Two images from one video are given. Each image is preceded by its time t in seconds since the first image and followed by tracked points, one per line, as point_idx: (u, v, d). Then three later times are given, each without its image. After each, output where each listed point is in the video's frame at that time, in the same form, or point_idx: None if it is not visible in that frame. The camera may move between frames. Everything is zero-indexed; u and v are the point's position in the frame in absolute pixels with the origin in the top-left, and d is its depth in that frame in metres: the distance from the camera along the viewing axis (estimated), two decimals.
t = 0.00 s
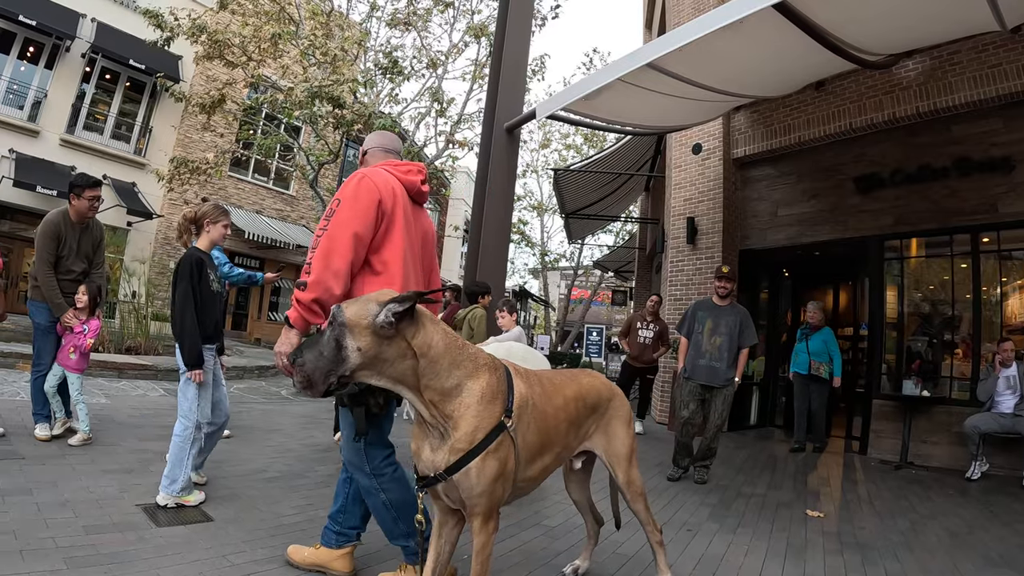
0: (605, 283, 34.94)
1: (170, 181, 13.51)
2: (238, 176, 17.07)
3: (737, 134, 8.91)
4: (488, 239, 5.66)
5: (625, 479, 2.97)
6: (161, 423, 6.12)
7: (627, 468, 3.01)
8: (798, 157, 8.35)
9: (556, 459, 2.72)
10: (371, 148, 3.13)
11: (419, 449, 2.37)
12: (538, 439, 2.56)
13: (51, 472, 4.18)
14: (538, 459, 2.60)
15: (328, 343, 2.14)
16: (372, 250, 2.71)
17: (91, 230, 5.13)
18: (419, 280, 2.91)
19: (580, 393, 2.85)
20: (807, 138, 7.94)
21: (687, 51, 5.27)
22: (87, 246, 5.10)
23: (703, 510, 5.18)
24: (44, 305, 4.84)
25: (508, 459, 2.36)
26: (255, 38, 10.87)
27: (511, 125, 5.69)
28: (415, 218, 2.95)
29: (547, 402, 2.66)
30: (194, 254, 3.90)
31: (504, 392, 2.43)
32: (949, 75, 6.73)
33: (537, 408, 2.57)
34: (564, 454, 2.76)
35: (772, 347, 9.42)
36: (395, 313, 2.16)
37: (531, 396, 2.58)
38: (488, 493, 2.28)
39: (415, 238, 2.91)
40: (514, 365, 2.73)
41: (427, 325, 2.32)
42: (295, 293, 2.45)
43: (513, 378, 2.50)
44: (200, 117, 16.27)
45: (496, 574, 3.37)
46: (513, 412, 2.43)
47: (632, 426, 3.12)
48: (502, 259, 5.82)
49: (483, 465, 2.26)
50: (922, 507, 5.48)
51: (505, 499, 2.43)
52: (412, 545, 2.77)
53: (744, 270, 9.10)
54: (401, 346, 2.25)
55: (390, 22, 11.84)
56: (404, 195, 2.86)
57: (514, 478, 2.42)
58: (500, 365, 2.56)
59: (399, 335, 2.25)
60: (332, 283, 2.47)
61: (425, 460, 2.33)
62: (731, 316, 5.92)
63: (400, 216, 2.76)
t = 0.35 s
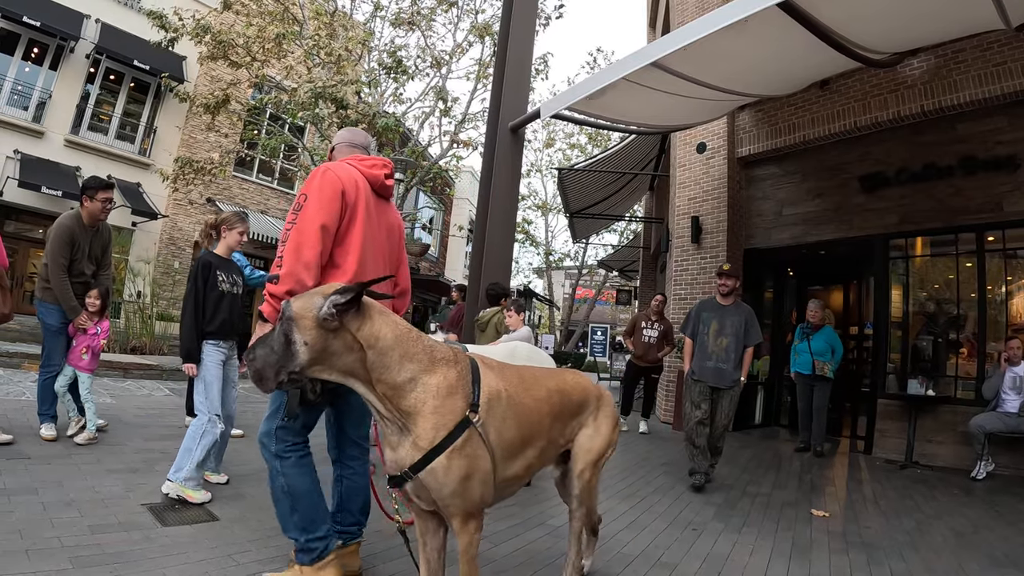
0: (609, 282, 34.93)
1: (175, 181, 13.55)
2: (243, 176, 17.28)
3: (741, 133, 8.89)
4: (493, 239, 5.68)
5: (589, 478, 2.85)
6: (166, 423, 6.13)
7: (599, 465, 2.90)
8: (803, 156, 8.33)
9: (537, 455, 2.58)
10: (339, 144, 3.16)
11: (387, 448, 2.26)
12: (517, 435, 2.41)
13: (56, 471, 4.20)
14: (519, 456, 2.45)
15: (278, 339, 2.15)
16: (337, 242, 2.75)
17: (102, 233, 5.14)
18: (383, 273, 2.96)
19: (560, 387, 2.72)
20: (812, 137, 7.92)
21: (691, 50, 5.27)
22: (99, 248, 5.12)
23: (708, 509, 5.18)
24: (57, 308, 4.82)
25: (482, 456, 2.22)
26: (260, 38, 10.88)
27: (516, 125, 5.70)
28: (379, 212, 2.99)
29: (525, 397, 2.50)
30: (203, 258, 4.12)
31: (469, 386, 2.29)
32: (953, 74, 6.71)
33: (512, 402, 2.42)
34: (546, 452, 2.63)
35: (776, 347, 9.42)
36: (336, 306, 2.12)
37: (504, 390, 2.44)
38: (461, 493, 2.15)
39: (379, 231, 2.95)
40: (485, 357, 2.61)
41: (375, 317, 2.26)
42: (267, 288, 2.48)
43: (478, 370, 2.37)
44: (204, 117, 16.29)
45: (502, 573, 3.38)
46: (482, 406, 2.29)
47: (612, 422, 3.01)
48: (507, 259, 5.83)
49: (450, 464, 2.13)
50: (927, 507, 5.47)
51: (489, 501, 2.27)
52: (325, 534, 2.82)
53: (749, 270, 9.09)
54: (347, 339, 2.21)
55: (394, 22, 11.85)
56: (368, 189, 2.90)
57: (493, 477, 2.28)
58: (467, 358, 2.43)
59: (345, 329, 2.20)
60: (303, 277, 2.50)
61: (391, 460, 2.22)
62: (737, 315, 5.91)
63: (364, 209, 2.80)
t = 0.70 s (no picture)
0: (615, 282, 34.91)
1: (179, 183, 13.60)
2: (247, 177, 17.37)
3: (746, 133, 8.88)
4: (498, 239, 5.68)
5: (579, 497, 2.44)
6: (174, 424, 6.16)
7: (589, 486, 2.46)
8: (807, 156, 8.32)
9: (487, 474, 2.19)
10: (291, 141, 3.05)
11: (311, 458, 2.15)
12: (450, 453, 2.08)
13: (62, 472, 4.22)
14: (458, 476, 2.14)
15: (202, 354, 2.01)
16: (276, 241, 2.65)
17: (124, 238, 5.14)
18: (333, 269, 2.84)
19: (527, 397, 2.26)
20: (816, 136, 7.91)
21: (695, 50, 5.27)
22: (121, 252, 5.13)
23: (714, 510, 5.17)
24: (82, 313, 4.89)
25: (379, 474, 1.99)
26: (264, 40, 10.92)
27: (520, 125, 5.72)
28: (328, 205, 2.86)
29: (467, 410, 2.14)
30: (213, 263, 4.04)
31: (375, 390, 2.07)
32: (957, 72, 6.69)
33: (440, 414, 2.09)
34: (504, 471, 2.24)
35: (782, 347, 9.40)
36: (267, 311, 2.02)
37: (433, 398, 2.10)
38: (359, 511, 1.95)
39: (327, 226, 2.83)
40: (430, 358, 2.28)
41: (299, 315, 2.13)
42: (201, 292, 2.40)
43: (393, 372, 2.12)
44: (208, 119, 16.34)
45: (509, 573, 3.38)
46: (390, 417, 2.03)
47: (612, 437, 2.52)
48: (512, 260, 5.83)
49: (338, 478, 1.95)
50: (933, 507, 5.45)
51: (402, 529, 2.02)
52: (222, 544, 2.64)
53: (755, 270, 9.09)
54: (277, 345, 2.09)
55: (397, 23, 11.87)
56: (312, 183, 2.78)
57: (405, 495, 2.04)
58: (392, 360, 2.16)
59: (267, 333, 2.07)
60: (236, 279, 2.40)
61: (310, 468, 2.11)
62: (741, 313, 5.86)
63: (303, 205, 2.68)
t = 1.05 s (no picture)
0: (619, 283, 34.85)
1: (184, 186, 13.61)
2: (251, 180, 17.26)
3: (750, 134, 8.89)
4: (502, 240, 5.69)
5: (548, 509, 2.22)
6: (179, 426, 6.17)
7: (555, 497, 2.22)
8: (811, 156, 8.31)
9: (428, 478, 2.01)
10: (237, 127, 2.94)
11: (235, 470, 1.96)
12: (380, 455, 1.90)
13: (68, 474, 4.23)
14: (391, 481, 1.95)
15: (111, 352, 1.75)
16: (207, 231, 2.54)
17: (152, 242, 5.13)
18: (272, 258, 2.67)
19: (471, 396, 2.07)
20: (820, 137, 7.90)
21: (698, 50, 5.26)
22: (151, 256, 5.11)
23: (718, 511, 5.17)
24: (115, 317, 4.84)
25: (319, 482, 1.80)
26: (268, 43, 10.93)
27: (524, 127, 5.71)
28: (268, 191, 2.72)
29: (398, 406, 1.95)
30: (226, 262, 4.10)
31: (304, 387, 1.92)
32: (961, 72, 6.67)
33: (373, 414, 1.91)
34: (446, 478, 2.05)
35: (786, 348, 9.38)
36: (188, 301, 1.79)
37: (365, 397, 1.93)
38: (297, 527, 1.77)
39: (265, 213, 2.68)
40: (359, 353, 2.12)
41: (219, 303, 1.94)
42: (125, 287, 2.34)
43: (322, 369, 1.95)
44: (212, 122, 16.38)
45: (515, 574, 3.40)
46: (322, 417, 1.86)
47: (578, 443, 2.27)
48: (516, 261, 5.84)
49: (271, 491, 1.77)
50: (938, 508, 5.42)
51: (339, 539, 1.86)
52: (213, 544, 2.63)
53: (759, 270, 9.09)
54: (195, 342, 1.86)
55: (400, 25, 11.88)
56: (246, 168, 2.65)
57: (344, 505, 1.86)
58: (317, 356, 2.00)
59: (184, 329, 1.83)
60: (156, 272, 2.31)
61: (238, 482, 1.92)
62: (745, 310, 5.80)
63: (232, 192, 2.56)
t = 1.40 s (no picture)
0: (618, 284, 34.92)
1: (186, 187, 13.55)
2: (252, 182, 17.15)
3: (750, 134, 8.90)
4: (501, 241, 5.70)
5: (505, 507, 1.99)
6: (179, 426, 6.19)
7: (506, 497, 1.99)
8: (812, 156, 8.31)
9: (363, 476, 1.79)
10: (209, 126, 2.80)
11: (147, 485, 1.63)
12: (315, 449, 1.67)
13: (68, 475, 4.24)
14: (328, 479, 1.72)
15: None
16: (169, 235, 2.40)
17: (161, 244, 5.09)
18: (238, 262, 2.52)
19: (399, 386, 1.86)
20: (820, 138, 7.91)
21: (698, 51, 5.26)
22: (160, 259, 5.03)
23: (718, 511, 5.17)
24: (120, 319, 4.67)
25: (260, 482, 1.54)
26: (268, 44, 10.94)
27: (523, 128, 5.72)
28: (234, 192, 2.56)
29: (327, 397, 1.74)
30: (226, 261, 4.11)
31: (229, 383, 1.65)
32: (961, 72, 6.67)
33: (306, 405, 1.69)
34: (378, 476, 1.83)
35: (786, 349, 9.40)
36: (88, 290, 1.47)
37: (290, 388, 1.69)
38: (248, 536, 1.51)
39: (231, 215, 2.53)
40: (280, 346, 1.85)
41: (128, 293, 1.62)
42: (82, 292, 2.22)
43: (242, 361, 1.70)
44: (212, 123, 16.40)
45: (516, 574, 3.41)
46: (256, 412, 1.62)
47: (523, 439, 2.04)
48: (516, 262, 5.84)
49: (211, 501, 1.50)
50: (938, 509, 5.42)
51: (295, 546, 1.62)
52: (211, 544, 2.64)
53: (760, 270, 9.09)
54: (94, 338, 1.52)
55: (399, 26, 11.89)
56: (209, 168, 2.49)
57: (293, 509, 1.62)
58: (233, 349, 1.73)
59: (82, 324, 1.50)
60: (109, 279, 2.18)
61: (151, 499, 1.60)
62: (749, 310, 5.82)
63: (194, 193, 2.41)
